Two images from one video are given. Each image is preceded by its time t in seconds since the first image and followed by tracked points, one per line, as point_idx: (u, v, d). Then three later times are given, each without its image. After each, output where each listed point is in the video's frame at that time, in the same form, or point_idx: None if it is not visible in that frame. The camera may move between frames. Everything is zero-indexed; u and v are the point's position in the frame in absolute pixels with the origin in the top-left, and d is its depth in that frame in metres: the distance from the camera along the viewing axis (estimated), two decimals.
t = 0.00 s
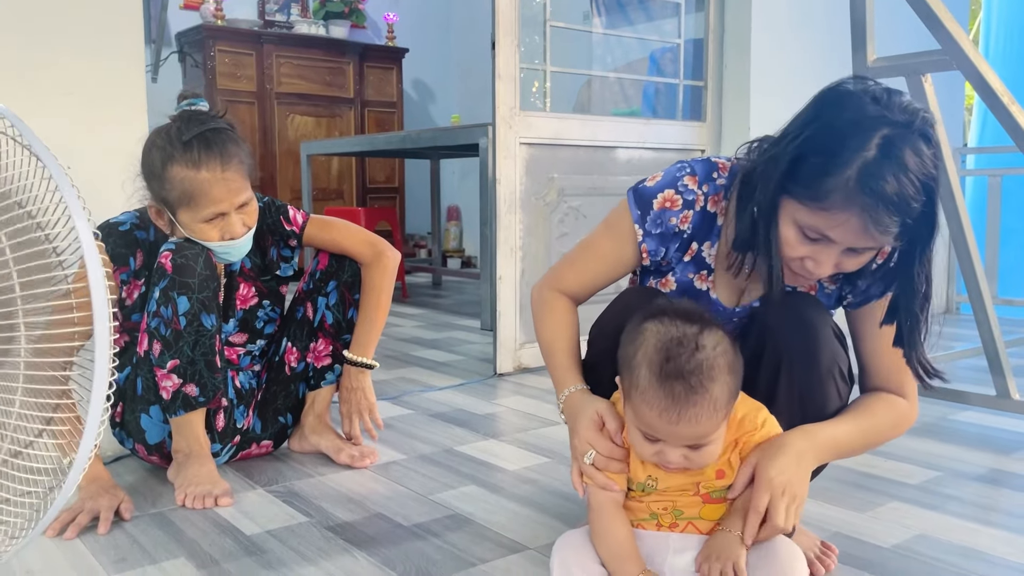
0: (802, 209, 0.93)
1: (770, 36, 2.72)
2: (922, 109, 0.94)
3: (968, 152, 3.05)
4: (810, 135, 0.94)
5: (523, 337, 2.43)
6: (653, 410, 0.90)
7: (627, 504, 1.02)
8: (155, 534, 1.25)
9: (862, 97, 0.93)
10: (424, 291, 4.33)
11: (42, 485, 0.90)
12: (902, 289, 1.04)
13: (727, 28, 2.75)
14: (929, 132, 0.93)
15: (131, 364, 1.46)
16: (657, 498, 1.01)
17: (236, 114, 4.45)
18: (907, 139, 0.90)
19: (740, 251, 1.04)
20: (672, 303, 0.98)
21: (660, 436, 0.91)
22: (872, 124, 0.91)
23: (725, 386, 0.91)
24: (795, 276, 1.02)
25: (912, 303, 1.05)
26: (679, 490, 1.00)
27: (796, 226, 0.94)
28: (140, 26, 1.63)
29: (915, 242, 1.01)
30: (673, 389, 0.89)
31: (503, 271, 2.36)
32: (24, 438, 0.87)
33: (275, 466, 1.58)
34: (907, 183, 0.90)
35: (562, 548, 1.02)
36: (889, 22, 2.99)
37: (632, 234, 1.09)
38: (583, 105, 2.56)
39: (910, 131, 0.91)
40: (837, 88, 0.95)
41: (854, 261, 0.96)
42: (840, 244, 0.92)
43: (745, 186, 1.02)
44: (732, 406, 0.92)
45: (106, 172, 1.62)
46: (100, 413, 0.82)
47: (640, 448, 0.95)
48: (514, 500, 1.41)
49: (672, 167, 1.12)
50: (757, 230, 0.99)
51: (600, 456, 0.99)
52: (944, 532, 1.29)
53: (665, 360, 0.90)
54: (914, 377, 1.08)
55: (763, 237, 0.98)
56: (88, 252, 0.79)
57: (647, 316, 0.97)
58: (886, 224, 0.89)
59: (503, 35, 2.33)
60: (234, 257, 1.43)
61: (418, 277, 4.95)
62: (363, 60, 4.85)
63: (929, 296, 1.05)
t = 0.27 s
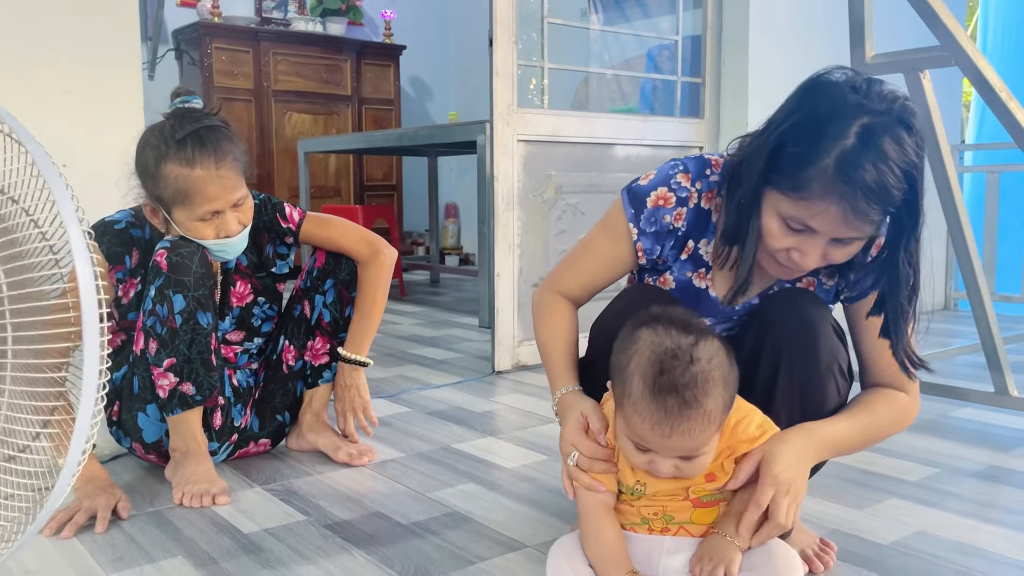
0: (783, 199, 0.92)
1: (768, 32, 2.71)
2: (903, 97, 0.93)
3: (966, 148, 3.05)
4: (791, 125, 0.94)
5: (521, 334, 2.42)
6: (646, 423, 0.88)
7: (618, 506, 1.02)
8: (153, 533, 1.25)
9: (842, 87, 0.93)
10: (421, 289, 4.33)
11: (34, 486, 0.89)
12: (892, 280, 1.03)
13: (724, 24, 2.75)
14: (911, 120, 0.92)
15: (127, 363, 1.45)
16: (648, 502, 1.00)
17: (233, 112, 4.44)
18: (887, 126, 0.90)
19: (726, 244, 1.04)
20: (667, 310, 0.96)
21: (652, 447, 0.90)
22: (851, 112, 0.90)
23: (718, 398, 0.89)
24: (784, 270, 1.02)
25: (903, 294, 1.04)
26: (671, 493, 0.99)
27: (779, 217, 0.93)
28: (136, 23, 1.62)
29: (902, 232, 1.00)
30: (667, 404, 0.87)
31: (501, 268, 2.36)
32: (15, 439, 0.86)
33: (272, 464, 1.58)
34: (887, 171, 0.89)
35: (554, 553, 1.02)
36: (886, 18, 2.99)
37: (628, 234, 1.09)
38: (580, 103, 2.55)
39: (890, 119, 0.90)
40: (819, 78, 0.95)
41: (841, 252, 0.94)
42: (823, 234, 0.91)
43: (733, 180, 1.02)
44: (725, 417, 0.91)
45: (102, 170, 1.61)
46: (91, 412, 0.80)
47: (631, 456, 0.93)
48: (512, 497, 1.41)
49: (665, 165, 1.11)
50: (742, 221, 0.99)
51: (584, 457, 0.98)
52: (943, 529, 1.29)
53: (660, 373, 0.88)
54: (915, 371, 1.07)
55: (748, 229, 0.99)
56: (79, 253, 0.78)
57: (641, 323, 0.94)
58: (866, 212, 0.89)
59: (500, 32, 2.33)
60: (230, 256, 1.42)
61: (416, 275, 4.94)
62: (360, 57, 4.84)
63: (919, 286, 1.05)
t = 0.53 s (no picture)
0: (770, 183, 0.93)
1: (765, 28, 2.71)
2: (887, 79, 0.93)
3: (963, 144, 3.05)
4: (776, 109, 0.94)
5: (519, 331, 2.42)
6: (642, 432, 0.88)
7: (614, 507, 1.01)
8: (150, 530, 1.25)
9: (826, 71, 0.93)
10: (418, 286, 4.33)
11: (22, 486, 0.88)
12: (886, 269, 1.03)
13: (721, 21, 2.75)
14: (895, 101, 0.92)
15: (123, 360, 1.45)
16: (643, 506, 0.99)
17: (229, 109, 4.43)
18: (871, 107, 0.90)
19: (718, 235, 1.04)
20: (663, 315, 0.94)
21: (649, 455, 0.89)
22: (835, 95, 0.91)
23: (714, 405, 0.88)
24: (777, 259, 1.00)
25: (892, 282, 1.04)
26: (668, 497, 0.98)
27: (769, 202, 0.93)
28: (132, 19, 1.62)
29: (894, 215, 0.99)
30: (662, 414, 0.86)
31: (498, 265, 2.36)
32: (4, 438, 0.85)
33: (270, 461, 1.58)
34: (873, 151, 0.89)
35: (551, 554, 1.02)
36: (883, 14, 2.99)
37: (624, 231, 1.08)
38: (577, 99, 2.55)
39: (873, 99, 0.91)
40: (804, 64, 0.96)
41: (834, 236, 0.93)
42: (813, 218, 0.91)
43: (721, 168, 1.02)
44: (723, 423, 0.90)
45: (98, 167, 1.61)
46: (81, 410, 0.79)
47: (629, 464, 0.93)
48: (510, 493, 1.41)
49: (659, 161, 1.12)
50: (733, 206, 0.99)
51: (582, 458, 0.98)
52: (940, 524, 1.29)
53: (654, 382, 0.87)
54: (914, 364, 1.08)
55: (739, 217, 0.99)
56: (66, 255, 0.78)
57: (636, 330, 0.93)
58: (853, 192, 0.88)
59: (497, 28, 2.33)
60: (225, 252, 1.42)
61: (413, 272, 4.94)
62: (357, 54, 4.83)
63: (903, 278, 1.05)
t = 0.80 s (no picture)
0: (765, 186, 0.93)
1: (762, 26, 2.72)
2: (884, 82, 0.93)
3: (959, 141, 3.06)
4: (772, 111, 0.94)
5: (517, 329, 2.43)
6: (648, 415, 0.88)
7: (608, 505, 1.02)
8: (148, 529, 1.25)
9: (823, 74, 0.93)
10: (416, 283, 4.33)
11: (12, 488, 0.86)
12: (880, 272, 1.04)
13: (719, 18, 2.75)
14: (891, 105, 0.92)
15: (122, 359, 1.46)
16: (640, 501, 1.00)
17: (227, 107, 4.43)
18: (865, 111, 0.90)
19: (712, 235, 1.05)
20: (675, 307, 0.96)
21: (653, 442, 0.89)
22: (831, 98, 0.91)
23: (722, 395, 0.88)
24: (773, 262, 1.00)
25: (895, 284, 1.05)
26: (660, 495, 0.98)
27: (763, 205, 0.94)
28: (129, 18, 1.62)
29: (890, 217, 0.99)
30: (671, 395, 0.87)
31: (496, 263, 2.36)
32: None
33: (268, 460, 1.58)
34: (868, 156, 0.89)
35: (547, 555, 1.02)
36: (880, 11, 2.99)
37: (620, 231, 1.09)
38: (575, 97, 2.55)
39: (867, 103, 0.90)
40: (801, 65, 0.96)
41: (828, 240, 0.94)
42: (808, 221, 0.91)
43: (717, 167, 1.02)
44: (729, 415, 0.90)
45: (95, 166, 1.61)
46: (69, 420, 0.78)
47: (631, 452, 0.93)
48: (508, 492, 1.41)
49: (655, 161, 1.12)
50: (729, 206, 1.00)
51: (583, 458, 0.99)
52: (936, 521, 1.29)
53: (665, 364, 0.88)
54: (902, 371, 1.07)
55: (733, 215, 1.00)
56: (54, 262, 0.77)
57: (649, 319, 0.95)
58: (846, 196, 0.89)
59: (494, 26, 2.33)
60: (223, 252, 1.42)
61: (411, 270, 4.94)
62: (354, 52, 4.83)
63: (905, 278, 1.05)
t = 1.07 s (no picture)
0: (763, 181, 0.94)
1: (760, 24, 2.73)
2: (882, 79, 0.94)
3: (958, 138, 3.06)
4: (770, 106, 0.95)
5: (516, 326, 2.43)
6: (631, 438, 0.84)
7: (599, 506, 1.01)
8: (151, 526, 1.25)
9: (821, 71, 0.94)
10: (416, 281, 4.33)
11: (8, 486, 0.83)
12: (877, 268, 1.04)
13: (718, 15, 2.75)
14: (889, 101, 0.92)
15: (123, 357, 1.46)
16: (638, 514, 0.96)
17: (226, 105, 4.43)
18: (863, 107, 0.90)
19: (712, 232, 1.06)
20: (673, 321, 0.90)
21: (637, 464, 0.86)
22: (828, 94, 0.91)
23: (709, 423, 0.83)
24: (771, 257, 1.00)
25: (887, 280, 1.05)
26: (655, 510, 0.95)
27: (761, 200, 0.94)
28: (129, 16, 1.62)
29: (888, 214, 1.00)
30: (654, 420, 0.82)
31: (495, 261, 2.36)
32: None
33: (269, 457, 1.58)
34: (865, 150, 0.90)
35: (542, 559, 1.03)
36: (879, 9, 3.00)
37: (620, 229, 1.09)
38: (574, 94, 2.56)
39: (865, 99, 0.91)
40: (799, 61, 0.96)
41: (826, 235, 0.94)
42: (806, 215, 0.91)
43: (716, 160, 1.03)
44: (719, 442, 0.85)
45: (96, 164, 1.61)
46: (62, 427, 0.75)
47: (619, 469, 0.90)
48: (508, 488, 1.42)
49: (653, 159, 1.12)
50: (727, 200, 1.01)
51: (577, 455, 0.98)
52: (935, 516, 1.30)
53: (650, 387, 0.83)
54: (897, 371, 1.08)
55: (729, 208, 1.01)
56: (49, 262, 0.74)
57: (644, 331, 0.89)
58: (843, 191, 0.89)
59: (493, 24, 2.33)
60: (224, 249, 1.43)
61: (410, 267, 4.94)
62: (353, 50, 4.82)
63: (898, 274, 1.06)
